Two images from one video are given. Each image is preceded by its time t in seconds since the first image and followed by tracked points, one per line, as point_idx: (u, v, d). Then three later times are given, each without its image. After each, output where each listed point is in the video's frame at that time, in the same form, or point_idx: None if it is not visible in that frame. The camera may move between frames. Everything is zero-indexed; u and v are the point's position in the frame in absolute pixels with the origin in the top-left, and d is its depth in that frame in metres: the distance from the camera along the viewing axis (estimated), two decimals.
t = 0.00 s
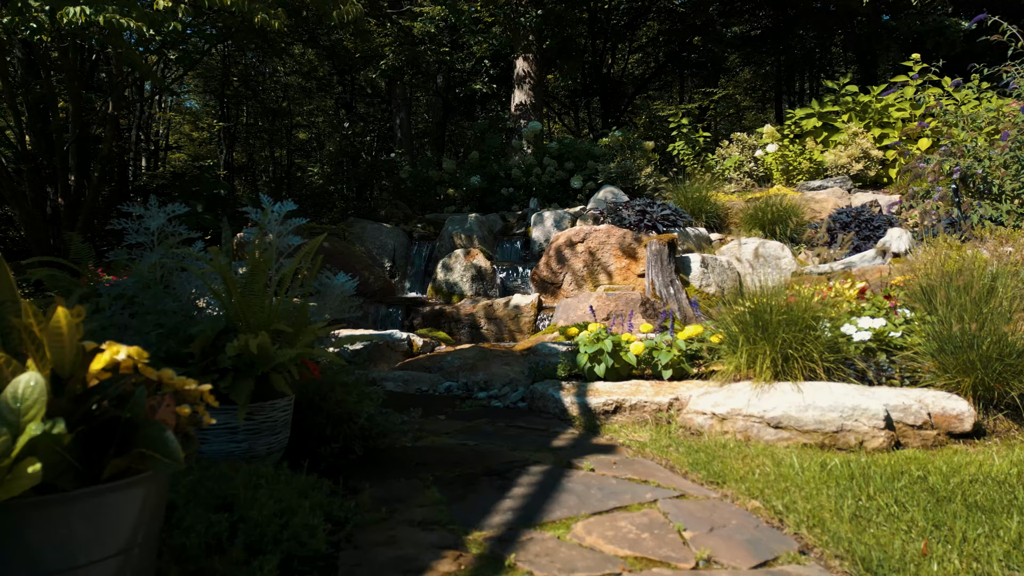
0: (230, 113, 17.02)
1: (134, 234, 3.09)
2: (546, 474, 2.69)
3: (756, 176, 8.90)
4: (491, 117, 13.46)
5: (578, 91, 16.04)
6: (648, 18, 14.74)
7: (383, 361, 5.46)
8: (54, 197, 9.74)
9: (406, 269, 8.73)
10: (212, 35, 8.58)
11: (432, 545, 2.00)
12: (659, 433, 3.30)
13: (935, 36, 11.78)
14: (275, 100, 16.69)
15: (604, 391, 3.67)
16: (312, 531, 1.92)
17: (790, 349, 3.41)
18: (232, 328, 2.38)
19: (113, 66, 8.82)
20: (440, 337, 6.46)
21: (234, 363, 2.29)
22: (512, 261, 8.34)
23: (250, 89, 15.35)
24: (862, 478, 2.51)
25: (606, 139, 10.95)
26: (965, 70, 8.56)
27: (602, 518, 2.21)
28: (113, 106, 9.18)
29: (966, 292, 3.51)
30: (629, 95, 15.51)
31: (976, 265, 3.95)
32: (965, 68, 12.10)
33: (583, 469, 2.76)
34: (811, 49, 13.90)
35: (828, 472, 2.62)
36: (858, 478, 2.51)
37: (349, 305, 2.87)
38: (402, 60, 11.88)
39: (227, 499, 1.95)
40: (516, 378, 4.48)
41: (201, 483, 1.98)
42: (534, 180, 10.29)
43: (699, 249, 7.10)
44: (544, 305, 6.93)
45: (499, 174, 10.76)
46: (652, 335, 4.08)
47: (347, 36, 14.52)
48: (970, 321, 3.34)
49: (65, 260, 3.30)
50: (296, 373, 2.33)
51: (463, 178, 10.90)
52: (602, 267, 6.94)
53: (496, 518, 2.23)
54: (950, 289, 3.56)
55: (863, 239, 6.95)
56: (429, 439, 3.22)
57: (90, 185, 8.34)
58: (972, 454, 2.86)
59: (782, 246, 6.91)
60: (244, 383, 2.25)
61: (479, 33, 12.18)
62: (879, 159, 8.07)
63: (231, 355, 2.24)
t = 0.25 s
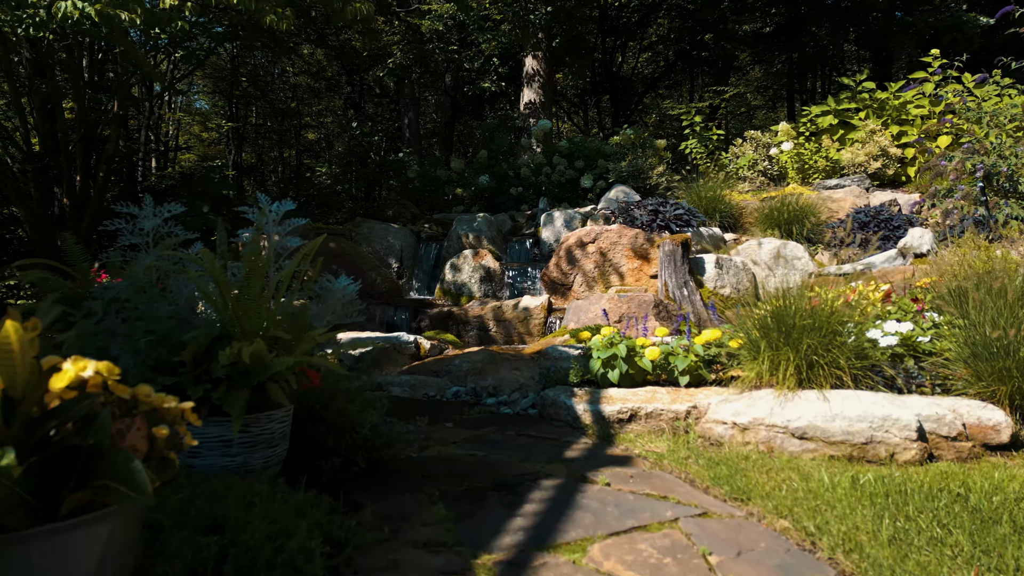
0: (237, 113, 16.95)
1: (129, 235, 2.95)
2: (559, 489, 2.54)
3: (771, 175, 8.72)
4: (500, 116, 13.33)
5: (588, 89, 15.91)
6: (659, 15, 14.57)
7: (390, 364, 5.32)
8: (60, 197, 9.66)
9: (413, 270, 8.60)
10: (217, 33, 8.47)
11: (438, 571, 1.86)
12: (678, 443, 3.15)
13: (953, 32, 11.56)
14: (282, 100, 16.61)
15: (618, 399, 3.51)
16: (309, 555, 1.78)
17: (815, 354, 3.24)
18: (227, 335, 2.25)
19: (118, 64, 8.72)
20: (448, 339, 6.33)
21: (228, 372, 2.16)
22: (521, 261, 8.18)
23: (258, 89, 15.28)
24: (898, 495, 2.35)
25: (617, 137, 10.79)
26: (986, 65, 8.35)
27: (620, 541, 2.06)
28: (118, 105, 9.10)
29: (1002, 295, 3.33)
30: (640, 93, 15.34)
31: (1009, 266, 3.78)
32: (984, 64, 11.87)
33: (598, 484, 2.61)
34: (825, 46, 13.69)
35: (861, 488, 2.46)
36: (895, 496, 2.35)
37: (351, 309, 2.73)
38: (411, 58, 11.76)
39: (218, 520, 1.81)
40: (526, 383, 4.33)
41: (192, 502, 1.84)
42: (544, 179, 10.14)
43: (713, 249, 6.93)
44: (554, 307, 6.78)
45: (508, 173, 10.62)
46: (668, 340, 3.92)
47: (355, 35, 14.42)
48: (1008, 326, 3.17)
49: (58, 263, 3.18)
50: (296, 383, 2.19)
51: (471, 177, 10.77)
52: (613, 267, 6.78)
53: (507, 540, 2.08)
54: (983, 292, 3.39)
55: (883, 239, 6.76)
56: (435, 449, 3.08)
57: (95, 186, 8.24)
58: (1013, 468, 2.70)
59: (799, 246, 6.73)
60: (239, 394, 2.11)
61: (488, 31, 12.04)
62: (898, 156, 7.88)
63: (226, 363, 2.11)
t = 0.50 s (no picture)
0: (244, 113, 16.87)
1: (121, 239, 2.81)
2: (573, 508, 2.39)
3: (785, 174, 8.54)
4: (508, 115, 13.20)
5: (597, 87, 15.76)
6: (669, 13, 14.40)
7: (396, 369, 5.19)
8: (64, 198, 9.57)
9: (420, 272, 8.47)
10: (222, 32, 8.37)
11: None
12: (696, 456, 2.99)
13: (970, 28, 11.35)
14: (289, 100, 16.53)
15: (632, 408, 3.36)
16: None
17: (840, 362, 3.07)
18: (219, 346, 2.11)
19: (123, 63, 8.62)
20: (455, 342, 6.19)
21: (220, 385, 2.02)
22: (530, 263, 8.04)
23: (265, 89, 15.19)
24: (938, 517, 2.19)
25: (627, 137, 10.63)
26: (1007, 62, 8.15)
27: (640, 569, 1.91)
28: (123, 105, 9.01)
29: None
30: (650, 92, 15.17)
31: None
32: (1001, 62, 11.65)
33: (613, 501, 2.46)
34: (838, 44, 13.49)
35: (896, 508, 2.30)
36: (934, 518, 2.19)
37: (352, 316, 2.59)
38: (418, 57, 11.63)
39: (206, 547, 1.67)
40: (535, 390, 4.18)
41: (178, 527, 1.70)
42: (552, 179, 9.99)
43: (727, 250, 6.77)
44: (564, 310, 6.63)
45: (517, 173, 10.48)
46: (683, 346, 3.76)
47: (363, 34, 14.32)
48: None
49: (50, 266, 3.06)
50: (292, 397, 2.05)
51: (479, 177, 10.63)
52: (624, 269, 6.63)
53: (517, 567, 1.93)
54: (1017, 296, 3.22)
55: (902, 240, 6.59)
56: (441, 462, 2.94)
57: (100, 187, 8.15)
58: None
59: (815, 247, 6.56)
60: (231, 408, 1.98)
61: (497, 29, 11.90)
62: (916, 155, 7.69)
63: (217, 376, 1.97)
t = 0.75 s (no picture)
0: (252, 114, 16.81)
1: (111, 241, 2.68)
2: (586, 528, 2.24)
3: (799, 173, 8.36)
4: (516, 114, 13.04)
5: (606, 86, 15.59)
6: (679, 11, 14.25)
7: (400, 375, 5.05)
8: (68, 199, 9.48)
9: (427, 273, 8.33)
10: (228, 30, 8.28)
11: None
12: (716, 469, 2.83)
13: (988, 25, 11.14)
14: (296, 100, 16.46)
15: (647, 417, 3.20)
16: None
17: (867, 371, 2.91)
18: (208, 356, 1.97)
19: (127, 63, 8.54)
20: (461, 346, 6.05)
21: (207, 398, 1.89)
22: (538, 264, 7.89)
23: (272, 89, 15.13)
24: (983, 542, 2.04)
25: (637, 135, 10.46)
26: None
27: None
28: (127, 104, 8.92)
29: None
30: (660, 90, 15.05)
31: None
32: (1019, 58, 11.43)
33: (629, 521, 2.31)
34: (851, 40, 13.29)
35: (936, 532, 2.14)
36: (977, 545, 2.03)
37: (350, 323, 2.44)
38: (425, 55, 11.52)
39: None
40: (543, 398, 4.02)
41: (157, 555, 1.56)
42: (561, 178, 9.84)
43: (741, 252, 6.60)
44: (573, 313, 6.47)
45: (525, 173, 10.33)
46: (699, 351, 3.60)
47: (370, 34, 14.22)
48: None
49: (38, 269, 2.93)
50: (285, 411, 1.92)
51: (486, 177, 10.48)
52: (635, 271, 6.47)
53: None
54: None
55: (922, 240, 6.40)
56: (446, 475, 2.79)
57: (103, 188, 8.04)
58: None
59: (833, 249, 6.37)
60: (219, 424, 1.84)
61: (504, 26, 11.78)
62: (935, 153, 7.50)
63: (203, 389, 1.84)
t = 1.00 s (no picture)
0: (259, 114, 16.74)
1: (101, 245, 2.55)
2: (602, 552, 2.09)
3: (814, 173, 8.17)
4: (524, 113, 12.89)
5: (615, 84, 15.44)
6: (688, 8, 14.08)
7: (405, 380, 4.92)
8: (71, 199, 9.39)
9: (433, 274, 8.20)
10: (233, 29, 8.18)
11: None
12: (738, 485, 2.68)
13: (1006, 21, 10.92)
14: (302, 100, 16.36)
15: (663, 428, 3.04)
16: None
17: (898, 381, 2.74)
18: (197, 369, 1.83)
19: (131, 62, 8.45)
20: (469, 350, 5.91)
21: (195, 415, 1.76)
22: (547, 266, 7.74)
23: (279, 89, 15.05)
24: None
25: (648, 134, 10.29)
26: None
27: None
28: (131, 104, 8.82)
29: None
30: (670, 89, 14.88)
31: None
32: None
33: (648, 544, 2.17)
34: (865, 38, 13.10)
35: (981, 561, 1.99)
36: None
37: (350, 331, 2.31)
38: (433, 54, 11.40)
39: None
40: (554, 406, 3.87)
41: None
42: (570, 178, 9.69)
43: (755, 253, 6.43)
44: (583, 316, 6.32)
45: (533, 172, 10.18)
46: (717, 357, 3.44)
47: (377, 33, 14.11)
48: None
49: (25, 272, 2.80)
50: (279, 428, 1.78)
51: (494, 177, 10.33)
52: (647, 273, 6.31)
53: None
54: None
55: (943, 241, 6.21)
56: (453, 490, 2.64)
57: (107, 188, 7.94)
58: None
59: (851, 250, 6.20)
60: (207, 443, 1.71)
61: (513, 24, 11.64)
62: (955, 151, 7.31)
63: (190, 406, 1.70)
